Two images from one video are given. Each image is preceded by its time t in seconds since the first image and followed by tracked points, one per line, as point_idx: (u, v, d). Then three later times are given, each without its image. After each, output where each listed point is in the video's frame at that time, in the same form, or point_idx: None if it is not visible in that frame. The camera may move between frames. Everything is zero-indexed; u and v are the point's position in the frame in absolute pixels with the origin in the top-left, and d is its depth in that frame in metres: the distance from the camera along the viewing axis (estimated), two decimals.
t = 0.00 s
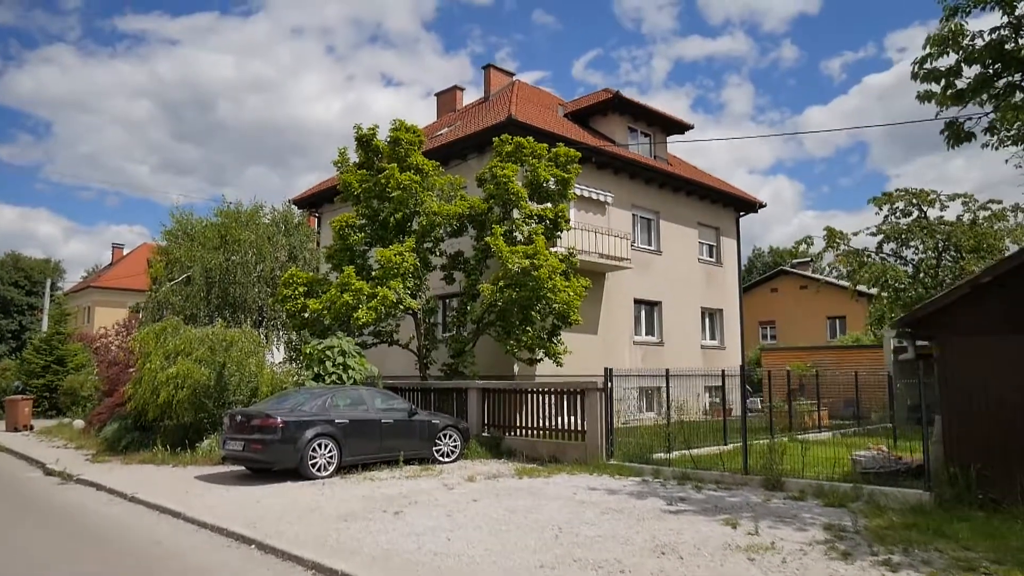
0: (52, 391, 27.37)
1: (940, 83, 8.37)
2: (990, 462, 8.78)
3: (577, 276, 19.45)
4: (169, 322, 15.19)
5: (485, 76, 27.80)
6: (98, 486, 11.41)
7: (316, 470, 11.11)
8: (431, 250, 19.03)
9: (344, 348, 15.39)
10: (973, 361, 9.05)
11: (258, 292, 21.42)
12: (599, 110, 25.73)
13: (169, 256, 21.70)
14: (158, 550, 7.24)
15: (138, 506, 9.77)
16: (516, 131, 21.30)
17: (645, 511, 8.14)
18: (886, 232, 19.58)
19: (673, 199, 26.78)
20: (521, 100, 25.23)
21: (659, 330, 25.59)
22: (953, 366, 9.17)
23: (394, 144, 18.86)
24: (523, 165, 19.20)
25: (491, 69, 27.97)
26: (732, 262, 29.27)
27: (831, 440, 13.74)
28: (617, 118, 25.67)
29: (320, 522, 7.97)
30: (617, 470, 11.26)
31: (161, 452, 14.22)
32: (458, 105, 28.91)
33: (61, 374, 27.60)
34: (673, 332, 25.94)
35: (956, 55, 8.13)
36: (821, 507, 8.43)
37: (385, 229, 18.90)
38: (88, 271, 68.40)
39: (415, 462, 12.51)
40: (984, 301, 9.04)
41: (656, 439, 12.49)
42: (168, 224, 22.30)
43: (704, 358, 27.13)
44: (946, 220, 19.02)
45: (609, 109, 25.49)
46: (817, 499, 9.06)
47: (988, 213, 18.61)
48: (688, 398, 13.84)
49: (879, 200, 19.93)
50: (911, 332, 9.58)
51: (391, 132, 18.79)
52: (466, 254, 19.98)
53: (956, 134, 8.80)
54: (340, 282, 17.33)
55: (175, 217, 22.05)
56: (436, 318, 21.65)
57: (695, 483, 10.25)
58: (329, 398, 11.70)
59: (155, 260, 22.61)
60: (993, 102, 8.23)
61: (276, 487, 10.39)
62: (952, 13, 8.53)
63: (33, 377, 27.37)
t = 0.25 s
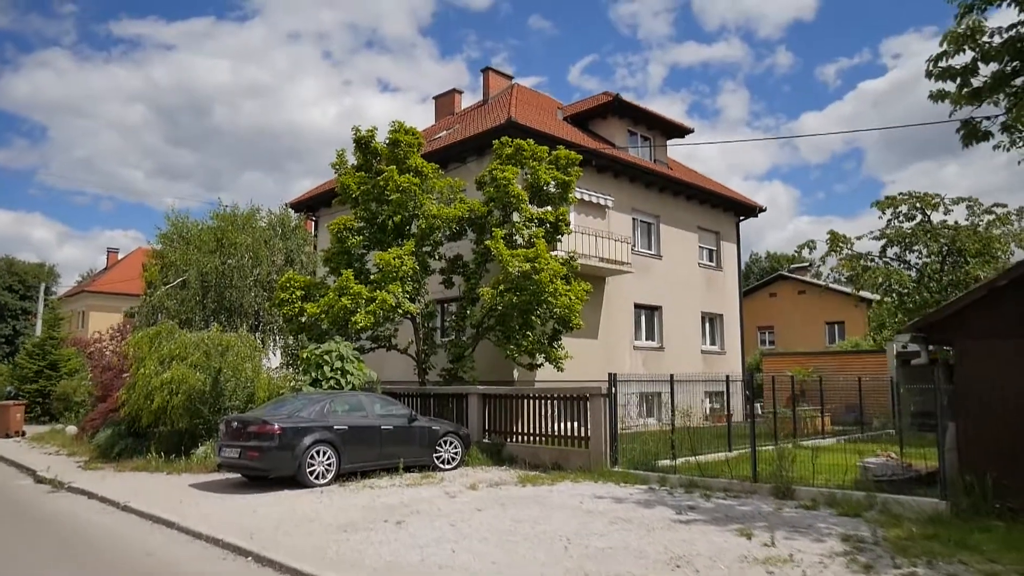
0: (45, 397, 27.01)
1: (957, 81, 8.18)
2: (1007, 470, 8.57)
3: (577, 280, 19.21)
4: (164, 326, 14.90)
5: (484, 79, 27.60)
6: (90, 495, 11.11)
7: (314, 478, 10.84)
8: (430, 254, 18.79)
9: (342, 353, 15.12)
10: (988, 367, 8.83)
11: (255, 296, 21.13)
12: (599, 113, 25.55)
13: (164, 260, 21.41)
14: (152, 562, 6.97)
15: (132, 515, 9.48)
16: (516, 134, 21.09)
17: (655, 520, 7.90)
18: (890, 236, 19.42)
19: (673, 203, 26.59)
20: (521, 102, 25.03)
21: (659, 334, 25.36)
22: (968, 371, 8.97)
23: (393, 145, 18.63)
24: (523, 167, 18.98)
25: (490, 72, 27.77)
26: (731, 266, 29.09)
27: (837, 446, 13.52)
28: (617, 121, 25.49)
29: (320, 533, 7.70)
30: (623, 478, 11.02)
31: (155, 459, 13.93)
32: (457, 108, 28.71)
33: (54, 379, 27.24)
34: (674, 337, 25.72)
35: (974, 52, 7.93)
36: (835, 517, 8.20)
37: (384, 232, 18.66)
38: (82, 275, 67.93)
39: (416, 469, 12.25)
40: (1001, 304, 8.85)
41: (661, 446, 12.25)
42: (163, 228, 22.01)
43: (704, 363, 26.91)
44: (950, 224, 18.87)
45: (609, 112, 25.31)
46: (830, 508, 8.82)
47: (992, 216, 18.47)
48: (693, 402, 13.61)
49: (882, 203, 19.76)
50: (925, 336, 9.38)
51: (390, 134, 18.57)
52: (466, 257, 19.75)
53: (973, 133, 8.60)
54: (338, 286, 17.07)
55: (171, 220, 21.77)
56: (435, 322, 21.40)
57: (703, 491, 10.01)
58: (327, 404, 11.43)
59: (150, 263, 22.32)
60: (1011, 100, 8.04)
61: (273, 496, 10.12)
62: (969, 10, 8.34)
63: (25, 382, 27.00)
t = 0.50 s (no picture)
0: (39, 402, 26.69)
1: (974, 79, 8.02)
2: None
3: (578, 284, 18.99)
4: (160, 330, 14.65)
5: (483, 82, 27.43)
6: (83, 503, 10.83)
7: (313, 485, 10.59)
8: (430, 257, 18.56)
9: (341, 357, 14.87)
10: (1005, 371, 8.64)
11: (252, 300, 20.88)
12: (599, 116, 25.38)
13: (160, 263, 21.17)
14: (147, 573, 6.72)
15: (127, 524, 9.23)
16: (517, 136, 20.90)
17: (666, 530, 7.68)
18: (894, 239, 19.26)
19: (674, 207, 26.42)
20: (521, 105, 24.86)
21: (660, 339, 25.15)
22: (984, 374, 8.76)
23: (393, 147, 18.44)
24: (524, 169, 18.78)
25: (489, 75, 27.60)
26: (732, 270, 28.91)
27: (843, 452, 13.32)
28: (617, 124, 25.32)
29: (320, 543, 7.46)
30: (629, 485, 10.80)
31: (150, 466, 13.66)
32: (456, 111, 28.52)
33: (48, 385, 26.93)
34: (674, 341, 25.51)
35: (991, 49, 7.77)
36: (849, 525, 7.99)
37: (383, 235, 18.44)
38: (78, 280, 67.57)
39: (417, 476, 12.01)
40: (1017, 307, 8.66)
41: (667, 452, 12.04)
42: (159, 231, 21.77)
43: (705, 368, 26.70)
44: (955, 228, 18.72)
45: (609, 115, 25.14)
46: (843, 516, 8.60)
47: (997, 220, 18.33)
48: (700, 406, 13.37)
49: (886, 207, 19.60)
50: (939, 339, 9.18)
51: (390, 136, 18.37)
52: (466, 261, 19.54)
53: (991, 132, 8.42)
54: (337, 289, 16.84)
55: (167, 223, 21.53)
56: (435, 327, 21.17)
57: (712, 498, 9.79)
58: (326, 409, 11.19)
59: (146, 267, 22.06)
60: None
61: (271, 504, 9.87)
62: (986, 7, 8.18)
63: (19, 387, 26.70)
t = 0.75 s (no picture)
0: (32, 408, 26.36)
1: (988, 78, 7.86)
2: None
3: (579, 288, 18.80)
4: (155, 335, 14.40)
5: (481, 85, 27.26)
6: (75, 513, 10.56)
7: (311, 494, 10.36)
8: (429, 261, 18.34)
9: (339, 363, 14.64)
10: (1019, 376, 8.46)
11: (247, 304, 20.63)
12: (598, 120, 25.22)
13: (155, 268, 20.93)
14: None
15: (120, 534, 8.97)
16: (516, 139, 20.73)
17: (675, 540, 7.47)
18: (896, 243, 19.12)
19: (673, 211, 26.26)
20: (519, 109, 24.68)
21: (659, 344, 24.97)
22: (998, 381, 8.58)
23: (392, 150, 18.26)
24: (524, 173, 18.59)
25: (487, 79, 27.43)
26: (731, 275, 28.76)
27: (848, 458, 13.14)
28: (616, 128, 25.17)
29: (319, 555, 7.23)
30: (634, 493, 10.58)
31: (144, 474, 13.40)
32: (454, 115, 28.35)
33: (41, 391, 26.61)
34: (674, 346, 25.34)
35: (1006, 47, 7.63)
36: (862, 535, 7.80)
37: (381, 239, 18.22)
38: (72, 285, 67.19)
39: (417, 483, 11.79)
40: None
41: (671, 459, 11.83)
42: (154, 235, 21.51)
43: (704, 373, 26.52)
44: (957, 232, 18.59)
45: (609, 119, 24.99)
46: (855, 525, 8.40)
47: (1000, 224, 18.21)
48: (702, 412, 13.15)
49: (888, 211, 19.47)
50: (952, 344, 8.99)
51: (389, 139, 18.18)
52: (465, 265, 19.33)
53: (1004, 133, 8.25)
54: (335, 293, 16.61)
55: (162, 227, 21.28)
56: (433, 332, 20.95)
57: (719, 507, 9.59)
58: (325, 416, 10.96)
59: (140, 272, 21.80)
60: None
61: (269, 513, 9.64)
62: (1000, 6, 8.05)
63: (11, 393, 26.37)
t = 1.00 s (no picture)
0: (24, 414, 26.05)
1: (1002, 76, 7.70)
2: None
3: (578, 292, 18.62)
4: (149, 339, 14.16)
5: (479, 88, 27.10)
6: (66, 521, 10.31)
7: (308, 501, 10.14)
8: (427, 265, 18.14)
9: (336, 368, 14.41)
10: None
11: (243, 308, 20.39)
12: (597, 123, 25.08)
13: (149, 271, 20.68)
14: None
15: (112, 543, 8.74)
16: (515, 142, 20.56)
17: (683, 549, 7.28)
18: (897, 247, 18.99)
19: (672, 215, 26.13)
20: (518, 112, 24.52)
21: (659, 348, 24.80)
22: (1011, 385, 8.40)
23: (390, 152, 18.09)
24: (523, 175, 18.42)
25: (485, 82, 27.27)
26: (730, 279, 28.63)
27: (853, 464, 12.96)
28: (615, 131, 25.03)
29: (318, 564, 7.02)
30: (638, 499, 10.39)
31: (138, 481, 13.15)
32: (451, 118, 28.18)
33: (33, 396, 26.29)
34: (673, 351, 25.17)
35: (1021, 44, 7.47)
36: (874, 543, 7.62)
37: (379, 242, 18.02)
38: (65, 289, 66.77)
39: (416, 490, 11.58)
40: None
41: (674, 464, 11.65)
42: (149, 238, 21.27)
43: (704, 378, 26.35)
44: (959, 235, 18.48)
45: (608, 122, 24.85)
46: (866, 533, 8.22)
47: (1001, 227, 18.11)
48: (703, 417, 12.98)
49: (889, 214, 19.35)
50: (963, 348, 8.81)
51: (387, 140, 17.99)
52: (463, 269, 19.14)
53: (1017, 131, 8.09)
54: (332, 296, 16.40)
55: (157, 230, 21.04)
56: (431, 336, 20.74)
57: (725, 514, 9.40)
58: (322, 421, 10.75)
59: (134, 275, 21.53)
60: None
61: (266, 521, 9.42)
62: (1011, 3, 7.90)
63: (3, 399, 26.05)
